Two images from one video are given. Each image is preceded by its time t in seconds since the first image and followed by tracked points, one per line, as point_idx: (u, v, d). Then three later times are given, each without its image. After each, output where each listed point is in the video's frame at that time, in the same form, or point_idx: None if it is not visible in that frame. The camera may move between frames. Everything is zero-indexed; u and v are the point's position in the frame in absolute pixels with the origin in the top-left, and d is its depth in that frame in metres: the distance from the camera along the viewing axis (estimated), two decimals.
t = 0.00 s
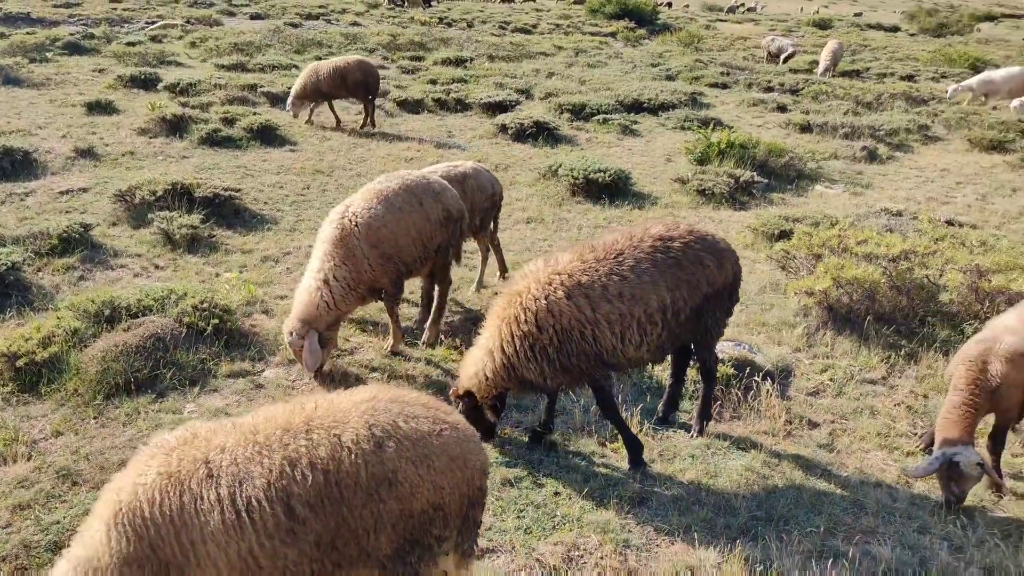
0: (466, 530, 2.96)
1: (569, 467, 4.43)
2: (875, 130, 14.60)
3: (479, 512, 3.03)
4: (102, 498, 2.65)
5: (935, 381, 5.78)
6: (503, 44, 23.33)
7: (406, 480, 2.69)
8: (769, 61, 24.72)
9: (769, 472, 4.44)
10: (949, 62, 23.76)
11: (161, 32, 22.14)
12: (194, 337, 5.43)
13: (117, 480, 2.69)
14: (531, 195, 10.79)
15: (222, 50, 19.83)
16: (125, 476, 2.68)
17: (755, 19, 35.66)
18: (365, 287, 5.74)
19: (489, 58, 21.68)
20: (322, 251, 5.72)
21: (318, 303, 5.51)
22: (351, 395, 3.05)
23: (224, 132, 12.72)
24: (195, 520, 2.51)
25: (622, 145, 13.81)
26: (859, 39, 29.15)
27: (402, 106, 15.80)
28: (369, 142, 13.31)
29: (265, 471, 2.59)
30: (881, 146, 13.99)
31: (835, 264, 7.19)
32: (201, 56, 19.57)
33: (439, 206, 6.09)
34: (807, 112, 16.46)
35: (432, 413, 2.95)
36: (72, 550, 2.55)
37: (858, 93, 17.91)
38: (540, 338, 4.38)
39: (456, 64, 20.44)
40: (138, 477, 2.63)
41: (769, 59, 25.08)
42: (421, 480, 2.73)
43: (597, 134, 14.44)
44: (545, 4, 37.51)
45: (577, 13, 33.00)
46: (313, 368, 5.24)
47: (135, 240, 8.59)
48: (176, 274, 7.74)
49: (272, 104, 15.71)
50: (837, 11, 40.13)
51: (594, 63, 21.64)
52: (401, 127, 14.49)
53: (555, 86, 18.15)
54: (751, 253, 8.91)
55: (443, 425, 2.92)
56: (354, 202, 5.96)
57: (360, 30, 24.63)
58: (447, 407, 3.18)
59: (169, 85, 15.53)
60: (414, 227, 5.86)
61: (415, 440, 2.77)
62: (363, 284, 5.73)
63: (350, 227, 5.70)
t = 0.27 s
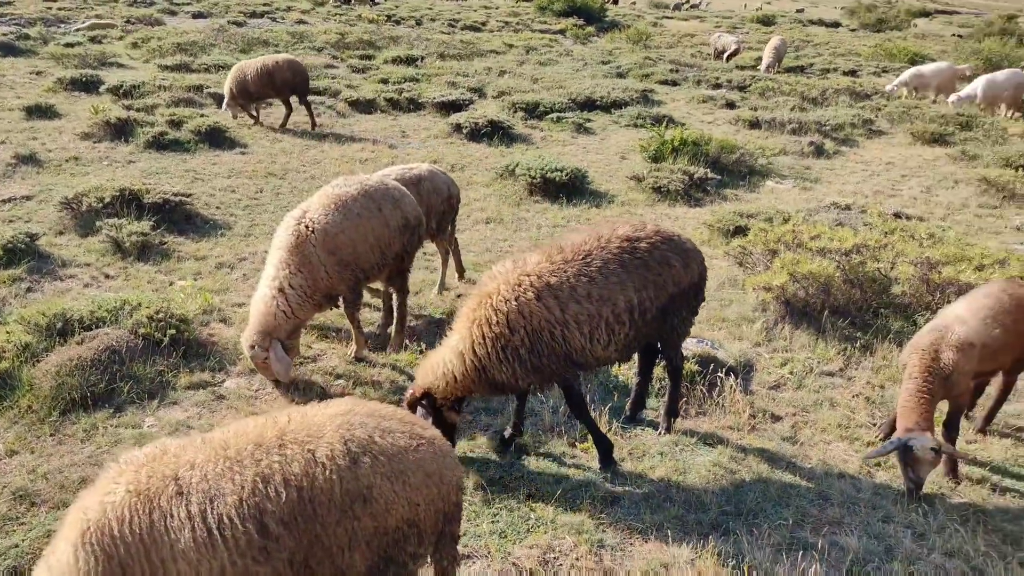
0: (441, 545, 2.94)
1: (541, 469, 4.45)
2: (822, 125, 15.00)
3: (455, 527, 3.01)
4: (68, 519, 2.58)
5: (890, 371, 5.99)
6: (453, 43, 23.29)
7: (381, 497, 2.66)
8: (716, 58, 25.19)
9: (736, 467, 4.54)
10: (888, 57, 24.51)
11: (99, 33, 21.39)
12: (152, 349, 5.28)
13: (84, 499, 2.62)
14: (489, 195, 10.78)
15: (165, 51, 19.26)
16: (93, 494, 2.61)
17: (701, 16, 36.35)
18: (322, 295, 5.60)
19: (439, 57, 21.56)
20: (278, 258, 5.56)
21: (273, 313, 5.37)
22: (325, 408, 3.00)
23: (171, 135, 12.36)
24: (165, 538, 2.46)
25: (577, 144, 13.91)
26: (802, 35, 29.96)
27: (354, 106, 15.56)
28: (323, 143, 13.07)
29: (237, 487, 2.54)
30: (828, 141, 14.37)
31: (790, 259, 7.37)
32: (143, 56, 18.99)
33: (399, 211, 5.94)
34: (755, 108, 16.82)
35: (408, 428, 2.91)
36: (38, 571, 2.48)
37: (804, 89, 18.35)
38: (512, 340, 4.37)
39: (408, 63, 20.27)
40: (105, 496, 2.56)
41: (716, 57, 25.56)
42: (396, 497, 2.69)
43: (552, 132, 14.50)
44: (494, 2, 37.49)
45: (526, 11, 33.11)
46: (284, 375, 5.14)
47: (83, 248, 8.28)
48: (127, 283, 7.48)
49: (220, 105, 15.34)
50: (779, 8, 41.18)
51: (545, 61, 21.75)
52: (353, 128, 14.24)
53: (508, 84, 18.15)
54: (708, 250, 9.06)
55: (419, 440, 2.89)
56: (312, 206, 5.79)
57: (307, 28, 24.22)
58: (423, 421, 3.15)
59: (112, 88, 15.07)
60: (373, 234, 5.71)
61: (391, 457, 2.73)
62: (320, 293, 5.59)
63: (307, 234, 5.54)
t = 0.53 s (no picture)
0: (435, 553, 2.92)
1: (530, 474, 4.44)
2: (793, 123, 15.19)
3: (447, 534, 2.99)
4: (46, 544, 2.49)
5: (870, 368, 6.09)
6: (423, 43, 23.19)
7: (372, 510, 2.63)
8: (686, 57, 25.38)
9: (723, 467, 4.58)
10: (855, 54, 24.90)
11: (61, 35, 20.91)
12: (128, 359, 5.15)
13: (62, 523, 2.52)
14: (466, 197, 10.74)
15: (130, 53, 18.90)
16: (70, 518, 2.52)
17: (669, 15, 36.65)
18: (290, 301, 5.43)
19: (410, 57, 21.44)
20: (245, 261, 5.37)
21: (237, 319, 5.18)
22: (311, 420, 2.94)
23: (140, 138, 12.12)
24: (152, 564, 2.39)
25: (551, 144, 13.92)
26: (769, 33, 30.36)
27: (327, 108, 15.33)
28: (296, 145, 12.89)
29: (225, 508, 2.48)
30: (799, 139, 14.57)
31: (769, 258, 7.43)
32: (108, 59, 18.61)
33: (373, 218, 5.77)
34: (726, 107, 16.98)
35: (396, 436, 2.87)
36: None
37: (774, 87, 18.56)
38: (500, 342, 4.34)
39: (379, 63, 20.14)
40: (85, 519, 2.47)
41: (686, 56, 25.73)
42: (388, 508, 2.66)
43: (526, 132, 14.49)
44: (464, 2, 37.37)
45: (496, 11, 33.10)
46: (253, 383, 4.95)
47: (52, 256, 8.07)
48: (100, 291, 7.30)
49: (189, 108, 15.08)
50: (746, 6, 41.69)
51: (516, 61, 21.75)
52: (326, 129, 14.06)
53: (481, 84, 18.10)
54: (687, 250, 9.10)
55: (408, 448, 2.85)
56: (283, 210, 5.60)
57: (274, 28, 23.92)
58: (411, 427, 3.11)
59: (77, 91, 14.74)
60: (344, 241, 5.55)
61: (380, 468, 2.69)
62: (287, 298, 5.43)
63: (277, 239, 5.36)
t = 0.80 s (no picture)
0: (435, 554, 3.04)
1: (526, 476, 4.49)
2: (774, 124, 15.35)
3: (445, 536, 3.12)
4: (49, 553, 2.54)
5: (857, 366, 6.19)
6: (406, 45, 23.19)
7: (376, 513, 2.73)
8: (667, 58, 25.55)
9: (715, 466, 4.65)
10: (835, 54, 25.17)
11: (39, 38, 20.68)
12: (119, 366, 5.21)
13: (65, 533, 2.57)
14: (454, 200, 10.75)
15: (111, 56, 18.74)
16: (73, 528, 2.57)
17: (650, 16, 36.92)
18: (262, 312, 5.30)
19: (393, 60, 21.42)
20: (218, 271, 5.24)
21: (203, 330, 5.05)
22: (312, 427, 3.04)
23: (124, 143, 12.02)
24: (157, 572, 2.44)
25: (537, 146, 13.97)
26: (749, 34, 30.66)
27: (311, 111, 15.30)
28: (281, 149, 12.83)
29: (229, 515, 2.55)
30: (781, 140, 14.73)
31: (757, 258, 7.50)
32: (88, 63, 18.44)
33: (351, 231, 5.63)
34: (709, 108, 17.13)
35: (396, 441, 2.99)
36: None
37: (755, 88, 18.74)
38: (489, 347, 4.37)
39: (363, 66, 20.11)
40: (88, 528, 2.52)
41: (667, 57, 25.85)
42: (391, 511, 2.77)
43: (511, 135, 14.53)
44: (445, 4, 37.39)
45: (478, 12, 33.14)
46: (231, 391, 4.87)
47: (37, 263, 7.98)
48: (87, 298, 7.23)
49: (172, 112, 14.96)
50: (727, 7, 42.04)
51: (499, 63, 21.80)
52: (311, 132, 14.00)
53: (465, 86, 18.12)
54: (674, 251, 9.18)
55: (408, 453, 2.98)
56: (259, 219, 5.48)
57: (256, 31, 23.80)
58: (408, 432, 3.24)
59: (58, 95, 14.58)
60: (319, 253, 5.40)
61: (383, 473, 2.80)
62: (259, 310, 5.28)
63: (249, 249, 5.23)
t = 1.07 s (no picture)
0: (442, 555, 3.06)
1: (528, 475, 4.51)
2: (768, 122, 15.41)
3: (452, 537, 3.14)
4: (59, 556, 2.59)
5: (854, 363, 6.23)
6: (399, 44, 23.17)
7: (383, 516, 2.76)
8: (660, 57, 25.58)
9: (715, 464, 4.69)
10: (827, 52, 25.25)
11: (31, 38, 20.58)
12: (118, 367, 5.24)
13: (73, 535, 2.63)
14: (450, 199, 10.75)
15: (103, 56, 18.66)
16: (82, 530, 2.63)
17: (642, 15, 37.00)
18: (245, 323, 5.10)
19: (386, 59, 21.40)
20: (200, 279, 5.07)
21: (182, 339, 4.86)
22: (318, 429, 3.07)
23: (118, 144, 11.98)
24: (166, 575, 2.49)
25: (531, 145, 13.99)
26: (742, 32, 30.74)
27: (305, 110, 15.27)
28: (276, 149, 12.79)
29: (237, 519, 2.59)
30: (775, 138, 14.77)
31: (754, 256, 7.51)
32: (80, 62, 18.36)
33: (340, 241, 5.51)
34: (702, 107, 17.18)
35: (402, 443, 3.01)
36: None
37: (748, 86, 18.79)
38: (481, 343, 4.39)
39: (356, 65, 20.07)
40: (97, 532, 2.57)
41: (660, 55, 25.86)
42: (398, 513, 2.80)
43: (506, 134, 14.54)
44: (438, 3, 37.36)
45: (470, 11, 33.13)
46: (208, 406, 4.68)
47: (34, 265, 7.95)
48: (85, 299, 7.21)
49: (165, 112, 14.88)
50: (719, 6, 42.11)
51: (493, 61, 21.81)
52: (305, 132, 13.97)
53: (459, 85, 18.11)
54: (670, 250, 9.20)
55: (414, 454, 3.00)
56: (246, 227, 5.34)
57: (248, 30, 23.73)
58: (415, 433, 3.26)
59: (51, 95, 14.52)
60: (306, 265, 5.26)
61: (390, 475, 2.83)
62: (242, 320, 5.09)
63: (234, 256, 5.07)
